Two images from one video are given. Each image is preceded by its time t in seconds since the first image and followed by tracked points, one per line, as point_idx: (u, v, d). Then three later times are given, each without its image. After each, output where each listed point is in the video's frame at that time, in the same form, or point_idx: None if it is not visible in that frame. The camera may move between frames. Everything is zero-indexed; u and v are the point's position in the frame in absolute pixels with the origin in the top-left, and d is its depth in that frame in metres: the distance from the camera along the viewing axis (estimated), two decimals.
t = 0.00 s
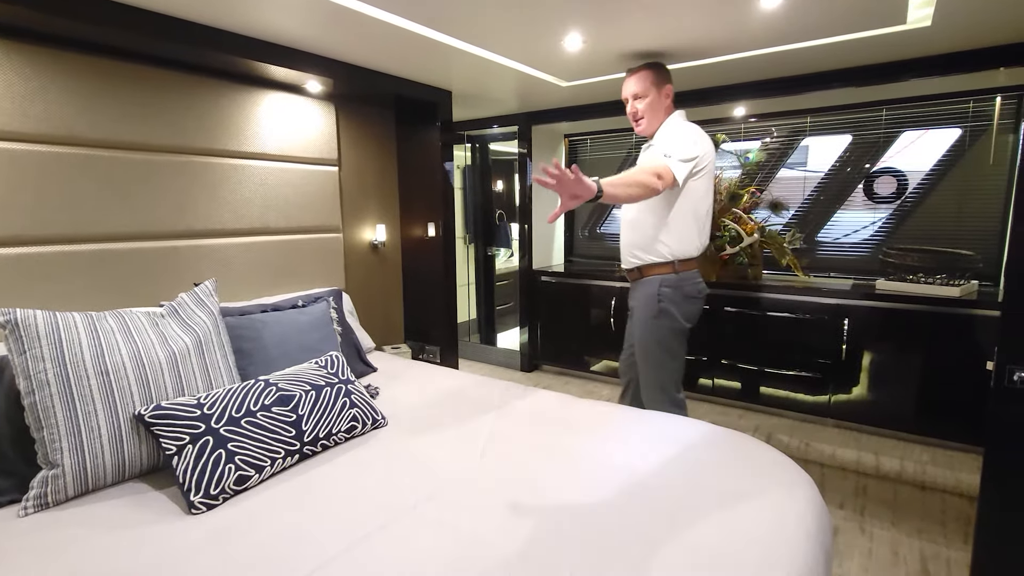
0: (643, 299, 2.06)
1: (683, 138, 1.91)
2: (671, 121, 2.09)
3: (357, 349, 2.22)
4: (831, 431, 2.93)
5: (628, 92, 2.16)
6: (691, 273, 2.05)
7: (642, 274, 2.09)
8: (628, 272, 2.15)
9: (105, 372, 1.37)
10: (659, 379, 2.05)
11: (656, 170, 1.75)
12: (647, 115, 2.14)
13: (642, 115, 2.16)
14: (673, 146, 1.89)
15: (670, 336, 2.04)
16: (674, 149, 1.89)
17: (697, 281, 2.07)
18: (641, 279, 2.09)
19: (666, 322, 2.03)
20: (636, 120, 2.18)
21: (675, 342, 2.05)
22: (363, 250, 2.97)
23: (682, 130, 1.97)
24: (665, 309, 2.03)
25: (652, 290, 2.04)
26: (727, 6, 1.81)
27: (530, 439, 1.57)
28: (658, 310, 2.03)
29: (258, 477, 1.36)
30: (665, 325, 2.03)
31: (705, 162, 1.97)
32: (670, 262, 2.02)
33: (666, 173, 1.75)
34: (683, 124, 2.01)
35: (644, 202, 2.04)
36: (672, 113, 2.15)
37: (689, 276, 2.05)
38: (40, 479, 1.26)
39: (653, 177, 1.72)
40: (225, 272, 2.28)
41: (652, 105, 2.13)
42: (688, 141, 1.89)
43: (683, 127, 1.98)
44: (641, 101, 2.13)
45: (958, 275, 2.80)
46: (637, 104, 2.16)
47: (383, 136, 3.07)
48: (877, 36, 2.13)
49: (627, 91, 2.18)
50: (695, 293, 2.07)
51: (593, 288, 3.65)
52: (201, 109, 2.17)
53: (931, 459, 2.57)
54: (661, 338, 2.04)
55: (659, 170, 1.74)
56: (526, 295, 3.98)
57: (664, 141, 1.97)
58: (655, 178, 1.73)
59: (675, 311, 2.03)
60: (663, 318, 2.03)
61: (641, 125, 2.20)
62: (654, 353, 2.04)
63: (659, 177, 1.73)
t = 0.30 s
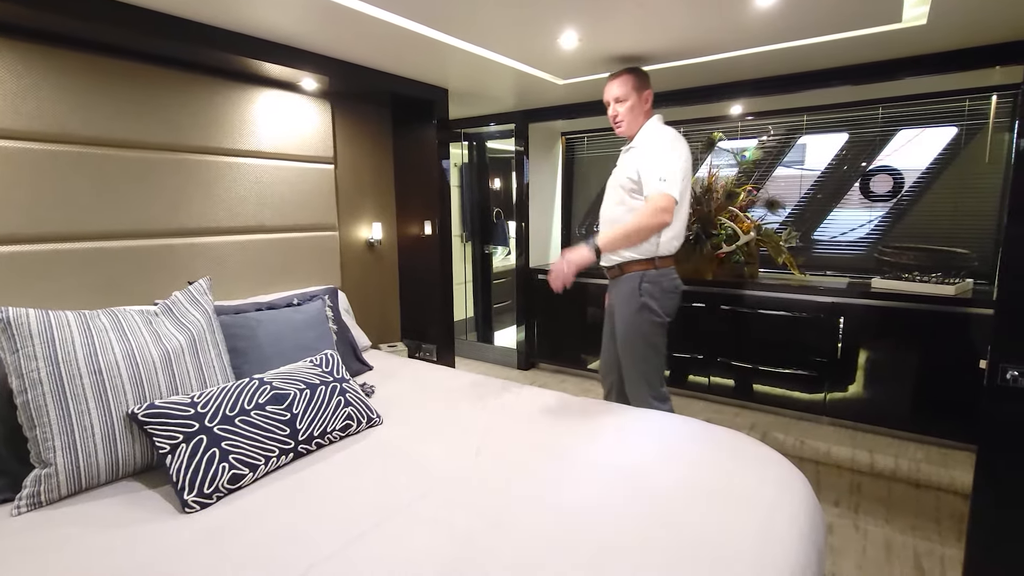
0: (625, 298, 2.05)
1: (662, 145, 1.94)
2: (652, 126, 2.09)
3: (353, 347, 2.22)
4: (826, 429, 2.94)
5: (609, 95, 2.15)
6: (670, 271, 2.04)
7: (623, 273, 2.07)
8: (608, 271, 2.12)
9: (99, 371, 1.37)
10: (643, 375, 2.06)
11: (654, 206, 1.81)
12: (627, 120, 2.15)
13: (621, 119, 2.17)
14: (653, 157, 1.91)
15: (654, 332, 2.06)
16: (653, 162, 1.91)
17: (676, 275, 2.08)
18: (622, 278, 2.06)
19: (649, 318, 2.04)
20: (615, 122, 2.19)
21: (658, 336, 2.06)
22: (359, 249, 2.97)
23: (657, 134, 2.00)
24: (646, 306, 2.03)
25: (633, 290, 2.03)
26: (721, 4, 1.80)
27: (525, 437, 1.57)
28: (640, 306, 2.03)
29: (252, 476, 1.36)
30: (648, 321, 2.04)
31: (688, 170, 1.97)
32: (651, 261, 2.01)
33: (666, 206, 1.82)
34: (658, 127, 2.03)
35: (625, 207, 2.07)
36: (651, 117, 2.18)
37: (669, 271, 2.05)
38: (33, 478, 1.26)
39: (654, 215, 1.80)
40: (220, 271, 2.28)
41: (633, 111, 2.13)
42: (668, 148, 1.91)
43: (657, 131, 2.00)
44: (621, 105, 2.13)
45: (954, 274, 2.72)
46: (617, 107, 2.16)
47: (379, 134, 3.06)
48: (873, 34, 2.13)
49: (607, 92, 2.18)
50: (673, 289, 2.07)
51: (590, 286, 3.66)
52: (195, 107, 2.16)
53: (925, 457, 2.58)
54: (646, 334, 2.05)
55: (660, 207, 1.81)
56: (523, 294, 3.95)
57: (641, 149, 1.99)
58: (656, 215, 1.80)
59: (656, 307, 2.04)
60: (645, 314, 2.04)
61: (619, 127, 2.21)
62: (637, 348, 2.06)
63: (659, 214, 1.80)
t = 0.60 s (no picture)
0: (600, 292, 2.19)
1: (636, 147, 2.05)
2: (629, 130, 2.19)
3: (350, 345, 2.22)
4: (821, 426, 2.95)
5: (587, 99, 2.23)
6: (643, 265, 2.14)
7: (602, 266, 2.22)
8: (588, 261, 2.28)
9: (95, 368, 1.37)
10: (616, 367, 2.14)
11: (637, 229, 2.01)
12: (604, 123, 2.23)
13: (599, 121, 2.24)
14: (629, 159, 2.03)
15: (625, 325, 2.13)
16: (631, 165, 2.03)
17: (650, 270, 2.17)
18: (600, 271, 2.22)
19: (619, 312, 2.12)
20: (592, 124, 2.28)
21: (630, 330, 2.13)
22: (356, 246, 2.97)
23: (631, 136, 2.12)
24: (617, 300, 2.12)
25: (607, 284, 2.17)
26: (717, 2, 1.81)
27: (521, 434, 1.58)
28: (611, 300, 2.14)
29: (248, 473, 1.36)
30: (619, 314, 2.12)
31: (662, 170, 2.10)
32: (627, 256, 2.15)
33: (645, 228, 2.02)
34: (633, 129, 2.16)
35: (603, 203, 2.20)
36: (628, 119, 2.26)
37: (642, 266, 2.15)
38: (29, 475, 1.26)
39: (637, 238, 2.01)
40: (218, 268, 2.28)
41: (609, 114, 2.21)
42: (643, 150, 2.03)
43: (632, 133, 2.13)
44: (598, 109, 2.21)
45: (948, 272, 2.73)
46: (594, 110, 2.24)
47: (376, 132, 3.06)
48: (868, 33, 2.14)
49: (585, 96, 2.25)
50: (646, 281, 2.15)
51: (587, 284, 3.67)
52: (192, 105, 2.16)
53: (919, 453, 2.60)
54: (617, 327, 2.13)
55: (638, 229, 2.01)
56: (522, 292, 3.97)
57: (619, 149, 2.11)
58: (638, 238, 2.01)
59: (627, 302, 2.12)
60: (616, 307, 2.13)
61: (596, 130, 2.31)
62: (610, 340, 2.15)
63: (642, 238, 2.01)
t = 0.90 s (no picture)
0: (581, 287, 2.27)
1: (622, 147, 2.10)
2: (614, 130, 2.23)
3: (348, 342, 2.22)
4: (818, 423, 2.97)
5: (576, 101, 2.23)
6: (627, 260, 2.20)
7: (587, 262, 2.25)
8: (573, 258, 2.30)
9: (93, 366, 1.37)
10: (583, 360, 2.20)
11: (620, 225, 2.06)
12: (592, 125, 2.24)
13: (587, 123, 2.25)
14: (615, 158, 2.07)
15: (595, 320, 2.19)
16: (617, 164, 2.09)
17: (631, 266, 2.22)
18: (586, 266, 2.24)
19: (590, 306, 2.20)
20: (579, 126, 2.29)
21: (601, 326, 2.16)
22: (354, 244, 2.97)
23: (614, 136, 2.17)
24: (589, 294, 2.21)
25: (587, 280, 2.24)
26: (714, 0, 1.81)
27: (519, 431, 1.59)
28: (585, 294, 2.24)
29: (247, 470, 1.37)
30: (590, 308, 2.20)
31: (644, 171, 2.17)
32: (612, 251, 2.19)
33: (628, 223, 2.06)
34: (617, 130, 2.21)
35: (589, 202, 2.23)
36: (613, 123, 2.28)
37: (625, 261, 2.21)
38: (28, 472, 1.27)
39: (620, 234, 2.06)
40: (216, 266, 2.29)
41: (598, 116, 2.22)
42: (628, 151, 2.08)
43: (613, 132, 2.18)
44: (587, 112, 2.22)
45: (944, 271, 2.72)
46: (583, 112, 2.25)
47: (374, 130, 3.06)
48: (865, 31, 2.14)
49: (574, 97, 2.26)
50: (627, 277, 2.21)
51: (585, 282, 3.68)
52: (190, 103, 2.16)
53: (915, 450, 2.61)
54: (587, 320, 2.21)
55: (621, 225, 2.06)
56: (520, 289, 4.03)
57: (605, 149, 2.15)
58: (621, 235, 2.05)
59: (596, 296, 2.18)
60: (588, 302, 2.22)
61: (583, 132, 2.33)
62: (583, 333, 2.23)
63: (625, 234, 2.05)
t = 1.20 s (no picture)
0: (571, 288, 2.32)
1: (619, 146, 2.14)
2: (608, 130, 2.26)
3: (349, 340, 2.23)
4: (818, 421, 2.97)
5: (573, 102, 2.22)
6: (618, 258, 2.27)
7: (581, 261, 2.27)
8: (565, 257, 2.32)
9: (95, 363, 1.38)
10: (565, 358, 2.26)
11: (624, 221, 2.10)
12: (590, 126, 2.25)
13: (585, 125, 2.26)
14: (614, 158, 2.10)
15: (582, 321, 2.25)
16: (614, 163, 2.11)
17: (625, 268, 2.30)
18: (581, 265, 2.26)
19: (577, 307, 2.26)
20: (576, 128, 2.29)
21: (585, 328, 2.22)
22: (355, 242, 2.98)
23: (608, 136, 2.20)
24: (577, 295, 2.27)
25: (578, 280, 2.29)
26: None
27: (518, 429, 1.59)
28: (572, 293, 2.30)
29: (248, 467, 1.38)
30: (577, 310, 2.26)
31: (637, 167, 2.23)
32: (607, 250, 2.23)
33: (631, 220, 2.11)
34: (609, 131, 2.24)
35: (585, 201, 2.24)
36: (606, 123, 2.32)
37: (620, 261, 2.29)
38: (30, 469, 1.27)
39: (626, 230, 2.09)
40: (217, 264, 2.29)
41: (595, 117, 2.24)
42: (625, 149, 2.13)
43: (607, 132, 2.21)
44: (585, 113, 2.23)
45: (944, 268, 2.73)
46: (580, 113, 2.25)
47: (375, 128, 3.06)
48: (866, 30, 2.14)
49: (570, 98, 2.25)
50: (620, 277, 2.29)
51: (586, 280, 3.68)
52: (191, 101, 2.17)
53: (914, 448, 2.62)
54: (573, 321, 2.27)
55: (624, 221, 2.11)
56: (522, 289, 3.99)
57: (601, 149, 2.17)
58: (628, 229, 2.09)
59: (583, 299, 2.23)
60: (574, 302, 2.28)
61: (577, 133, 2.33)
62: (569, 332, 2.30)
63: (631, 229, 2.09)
